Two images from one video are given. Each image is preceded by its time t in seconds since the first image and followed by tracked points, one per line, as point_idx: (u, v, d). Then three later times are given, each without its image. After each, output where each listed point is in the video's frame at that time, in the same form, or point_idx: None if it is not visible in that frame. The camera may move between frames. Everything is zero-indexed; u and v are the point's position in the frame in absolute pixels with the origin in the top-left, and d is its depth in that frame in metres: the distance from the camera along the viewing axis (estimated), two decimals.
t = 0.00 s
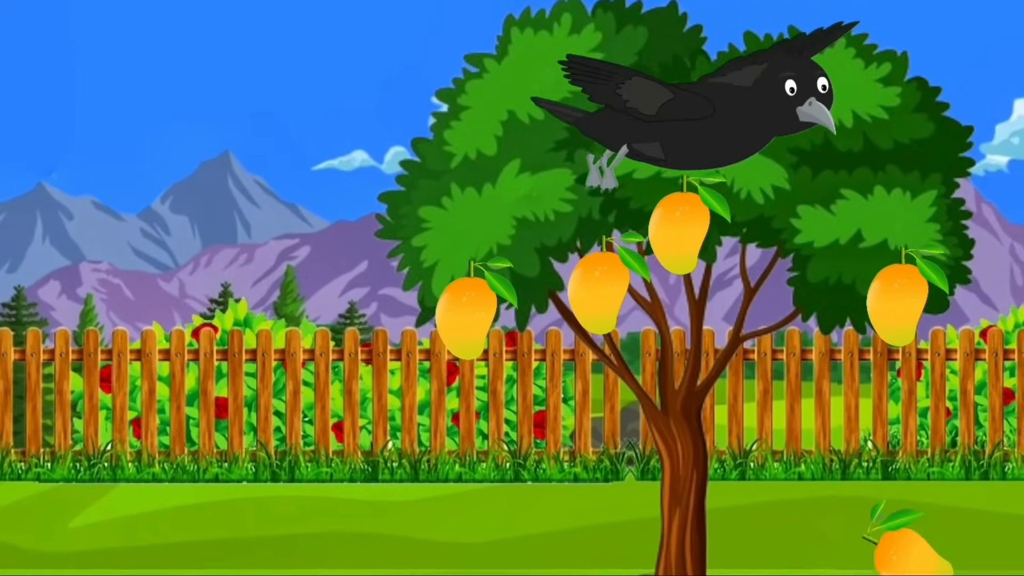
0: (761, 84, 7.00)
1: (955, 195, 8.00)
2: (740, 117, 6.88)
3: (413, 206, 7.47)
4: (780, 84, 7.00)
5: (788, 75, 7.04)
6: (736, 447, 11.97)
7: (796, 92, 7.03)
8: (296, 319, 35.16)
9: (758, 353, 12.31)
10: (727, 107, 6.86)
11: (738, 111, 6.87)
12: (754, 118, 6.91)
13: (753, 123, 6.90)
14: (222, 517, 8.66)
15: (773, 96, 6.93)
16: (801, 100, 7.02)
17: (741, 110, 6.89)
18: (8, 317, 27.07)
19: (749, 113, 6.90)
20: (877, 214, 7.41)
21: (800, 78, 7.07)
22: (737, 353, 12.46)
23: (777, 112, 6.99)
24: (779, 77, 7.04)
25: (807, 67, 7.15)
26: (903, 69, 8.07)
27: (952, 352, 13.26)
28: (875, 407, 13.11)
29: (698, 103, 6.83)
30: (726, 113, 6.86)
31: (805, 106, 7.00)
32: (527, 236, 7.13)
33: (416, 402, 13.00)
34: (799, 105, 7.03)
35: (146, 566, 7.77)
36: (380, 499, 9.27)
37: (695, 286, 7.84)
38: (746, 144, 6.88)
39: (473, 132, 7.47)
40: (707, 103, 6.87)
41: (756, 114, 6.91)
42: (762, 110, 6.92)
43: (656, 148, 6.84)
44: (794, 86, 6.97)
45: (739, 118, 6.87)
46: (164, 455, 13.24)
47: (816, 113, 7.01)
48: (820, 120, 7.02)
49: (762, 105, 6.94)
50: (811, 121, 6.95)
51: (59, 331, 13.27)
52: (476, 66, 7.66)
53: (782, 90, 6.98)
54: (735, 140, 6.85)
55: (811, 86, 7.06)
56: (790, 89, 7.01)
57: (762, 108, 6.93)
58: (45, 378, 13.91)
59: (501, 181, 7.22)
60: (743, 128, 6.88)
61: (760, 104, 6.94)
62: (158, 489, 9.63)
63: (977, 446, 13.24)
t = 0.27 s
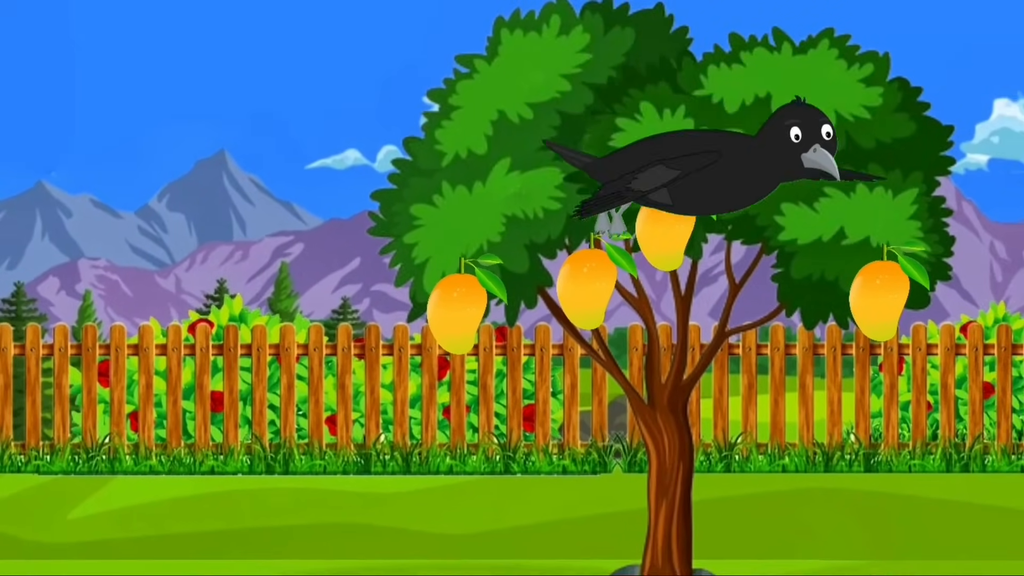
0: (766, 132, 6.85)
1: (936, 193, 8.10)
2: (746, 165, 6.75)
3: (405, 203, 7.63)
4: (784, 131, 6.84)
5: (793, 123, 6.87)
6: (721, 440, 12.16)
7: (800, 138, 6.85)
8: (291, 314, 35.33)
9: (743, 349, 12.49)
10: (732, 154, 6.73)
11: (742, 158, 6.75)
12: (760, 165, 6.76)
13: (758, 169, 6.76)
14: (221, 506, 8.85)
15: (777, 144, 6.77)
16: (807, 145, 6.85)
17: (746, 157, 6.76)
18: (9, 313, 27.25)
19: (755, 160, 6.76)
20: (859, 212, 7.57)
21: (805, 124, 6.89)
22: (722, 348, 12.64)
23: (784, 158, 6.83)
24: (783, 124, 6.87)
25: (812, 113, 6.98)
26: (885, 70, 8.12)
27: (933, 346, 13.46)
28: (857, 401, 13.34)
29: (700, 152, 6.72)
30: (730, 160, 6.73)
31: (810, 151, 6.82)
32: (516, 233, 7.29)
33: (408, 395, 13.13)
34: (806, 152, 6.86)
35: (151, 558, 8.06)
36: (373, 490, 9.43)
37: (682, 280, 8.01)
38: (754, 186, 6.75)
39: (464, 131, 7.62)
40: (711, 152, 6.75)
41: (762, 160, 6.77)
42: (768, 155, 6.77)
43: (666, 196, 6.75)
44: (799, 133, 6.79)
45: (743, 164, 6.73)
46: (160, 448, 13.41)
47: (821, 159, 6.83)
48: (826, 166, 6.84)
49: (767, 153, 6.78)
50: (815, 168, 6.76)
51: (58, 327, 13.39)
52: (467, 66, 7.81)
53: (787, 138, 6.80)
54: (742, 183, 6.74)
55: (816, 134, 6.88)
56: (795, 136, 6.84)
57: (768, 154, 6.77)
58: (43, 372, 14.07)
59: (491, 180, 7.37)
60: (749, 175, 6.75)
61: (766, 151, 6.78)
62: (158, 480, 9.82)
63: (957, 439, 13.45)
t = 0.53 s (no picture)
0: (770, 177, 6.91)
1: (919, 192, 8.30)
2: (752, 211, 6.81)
3: (397, 201, 7.78)
4: (788, 176, 6.89)
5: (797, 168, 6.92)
6: (707, 433, 12.35)
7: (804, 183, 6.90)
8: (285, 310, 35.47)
9: (729, 343, 12.69)
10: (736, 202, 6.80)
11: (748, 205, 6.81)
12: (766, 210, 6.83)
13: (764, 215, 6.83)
14: (218, 498, 9.02)
15: (781, 189, 6.82)
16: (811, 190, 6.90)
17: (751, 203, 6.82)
18: (10, 309, 27.42)
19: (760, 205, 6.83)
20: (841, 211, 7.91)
21: (809, 169, 6.93)
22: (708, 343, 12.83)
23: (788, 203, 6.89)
24: (787, 169, 6.92)
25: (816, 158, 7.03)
26: (868, 70, 8.22)
27: (914, 342, 13.68)
28: (840, 394, 13.53)
29: (708, 199, 6.77)
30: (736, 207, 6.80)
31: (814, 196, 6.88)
32: (506, 231, 7.43)
33: (400, 389, 13.32)
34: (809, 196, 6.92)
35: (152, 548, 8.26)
36: (365, 481, 9.59)
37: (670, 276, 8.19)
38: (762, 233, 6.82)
39: (455, 131, 7.78)
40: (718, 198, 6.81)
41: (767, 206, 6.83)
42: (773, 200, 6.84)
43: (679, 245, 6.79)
44: (802, 179, 6.85)
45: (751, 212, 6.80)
46: (157, 441, 13.57)
47: (826, 204, 6.87)
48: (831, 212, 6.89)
49: (771, 199, 6.85)
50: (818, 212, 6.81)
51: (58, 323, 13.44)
52: (458, 66, 7.96)
53: (791, 183, 6.86)
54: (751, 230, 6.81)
55: (819, 179, 6.93)
56: (799, 181, 6.90)
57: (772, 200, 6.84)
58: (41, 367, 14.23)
59: (481, 178, 7.52)
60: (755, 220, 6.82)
61: (769, 196, 6.85)
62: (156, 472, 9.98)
63: (938, 432, 13.66)
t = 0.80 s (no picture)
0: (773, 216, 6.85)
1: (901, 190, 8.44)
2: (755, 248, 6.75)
3: (390, 199, 7.94)
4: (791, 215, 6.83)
5: (801, 209, 6.86)
6: (693, 427, 12.54)
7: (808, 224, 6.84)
8: (279, 306, 35.63)
9: (714, 338, 12.89)
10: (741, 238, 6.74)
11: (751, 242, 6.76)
12: (768, 248, 6.76)
13: (767, 253, 6.76)
14: (216, 490, 9.20)
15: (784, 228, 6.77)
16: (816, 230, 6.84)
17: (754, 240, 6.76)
18: (10, 304, 27.58)
19: (764, 243, 6.76)
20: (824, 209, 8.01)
21: (813, 209, 6.86)
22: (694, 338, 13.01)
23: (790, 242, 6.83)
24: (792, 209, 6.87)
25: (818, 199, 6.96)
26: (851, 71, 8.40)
27: (896, 337, 13.88)
28: (824, 389, 13.73)
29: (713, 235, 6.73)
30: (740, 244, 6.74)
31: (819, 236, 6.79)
32: (496, 228, 7.60)
33: (393, 383, 13.46)
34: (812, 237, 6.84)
35: (153, 539, 8.45)
36: (359, 474, 9.76)
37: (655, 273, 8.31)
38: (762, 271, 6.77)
39: (446, 130, 7.94)
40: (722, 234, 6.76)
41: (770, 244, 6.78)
42: (777, 238, 6.78)
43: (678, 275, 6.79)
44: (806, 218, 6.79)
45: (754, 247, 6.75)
46: (155, 434, 13.74)
47: (829, 244, 6.80)
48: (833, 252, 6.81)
49: (774, 237, 6.78)
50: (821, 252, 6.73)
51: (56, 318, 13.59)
52: (449, 67, 8.12)
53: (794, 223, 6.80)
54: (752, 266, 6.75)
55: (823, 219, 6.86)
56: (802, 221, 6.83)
57: (775, 238, 6.77)
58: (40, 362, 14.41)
59: (472, 176, 7.68)
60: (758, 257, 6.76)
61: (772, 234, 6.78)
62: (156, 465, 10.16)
63: (920, 425, 13.87)
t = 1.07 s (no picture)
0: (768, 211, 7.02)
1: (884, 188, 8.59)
2: (743, 239, 6.96)
3: (383, 197, 8.10)
4: (784, 215, 7.01)
5: (794, 209, 7.04)
6: (680, 421, 12.74)
7: (797, 224, 7.04)
8: (272, 302, 35.79)
9: (701, 334, 13.07)
10: (732, 229, 6.94)
11: (741, 234, 6.95)
12: (754, 243, 6.97)
13: (751, 248, 6.98)
14: (213, 483, 9.37)
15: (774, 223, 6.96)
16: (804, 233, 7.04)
17: (745, 231, 6.96)
18: (9, 301, 27.69)
19: (751, 237, 6.96)
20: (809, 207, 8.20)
21: (805, 212, 7.05)
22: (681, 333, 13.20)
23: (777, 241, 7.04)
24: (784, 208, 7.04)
25: (814, 201, 7.14)
26: (834, 72, 8.60)
27: (880, 332, 14.12)
28: (808, 382, 13.91)
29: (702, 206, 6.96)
30: (731, 233, 6.94)
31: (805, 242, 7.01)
32: (487, 225, 7.75)
33: (385, 377, 13.66)
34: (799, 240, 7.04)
35: (153, 529, 8.61)
36: (352, 466, 9.94)
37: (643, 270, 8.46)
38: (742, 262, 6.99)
39: (438, 129, 8.10)
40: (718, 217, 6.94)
41: (758, 239, 6.97)
42: (767, 236, 6.98)
43: (661, 247, 6.99)
44: (796, 221, 6.98)
45: (743, 238, 6.95)
46: (152, 428, 13.91)
47: (811, 248, 7.02)
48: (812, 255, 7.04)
49: (764, 234, 6.98)
50: (803, 255, 6.95)
51: (54, 314, 13.68)
52: (441, 68, 8.29)
53: (785, 223, 6.99)
54: (734, 256, 6.97)
55: (813, 223, 7.05)
56: (793, 221, 7.03)
57: (764, 235, 6.97)
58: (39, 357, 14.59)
59: (463, 175, 7.85)
60: (742, 249, 6.97)
61: (762, 231, 6.97)
62: (154, 457, 10.34)
63: (903, 420, 14.11)
